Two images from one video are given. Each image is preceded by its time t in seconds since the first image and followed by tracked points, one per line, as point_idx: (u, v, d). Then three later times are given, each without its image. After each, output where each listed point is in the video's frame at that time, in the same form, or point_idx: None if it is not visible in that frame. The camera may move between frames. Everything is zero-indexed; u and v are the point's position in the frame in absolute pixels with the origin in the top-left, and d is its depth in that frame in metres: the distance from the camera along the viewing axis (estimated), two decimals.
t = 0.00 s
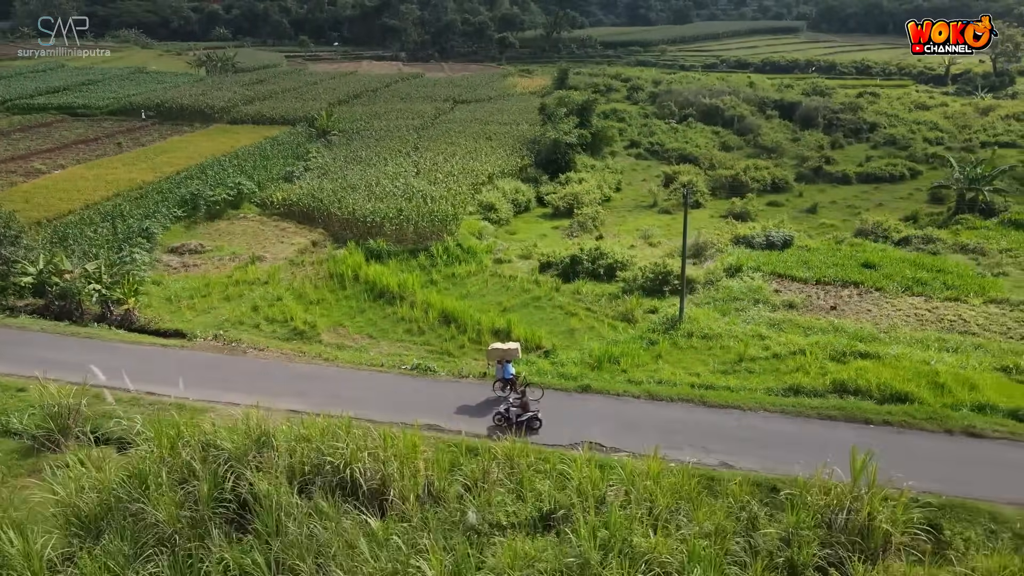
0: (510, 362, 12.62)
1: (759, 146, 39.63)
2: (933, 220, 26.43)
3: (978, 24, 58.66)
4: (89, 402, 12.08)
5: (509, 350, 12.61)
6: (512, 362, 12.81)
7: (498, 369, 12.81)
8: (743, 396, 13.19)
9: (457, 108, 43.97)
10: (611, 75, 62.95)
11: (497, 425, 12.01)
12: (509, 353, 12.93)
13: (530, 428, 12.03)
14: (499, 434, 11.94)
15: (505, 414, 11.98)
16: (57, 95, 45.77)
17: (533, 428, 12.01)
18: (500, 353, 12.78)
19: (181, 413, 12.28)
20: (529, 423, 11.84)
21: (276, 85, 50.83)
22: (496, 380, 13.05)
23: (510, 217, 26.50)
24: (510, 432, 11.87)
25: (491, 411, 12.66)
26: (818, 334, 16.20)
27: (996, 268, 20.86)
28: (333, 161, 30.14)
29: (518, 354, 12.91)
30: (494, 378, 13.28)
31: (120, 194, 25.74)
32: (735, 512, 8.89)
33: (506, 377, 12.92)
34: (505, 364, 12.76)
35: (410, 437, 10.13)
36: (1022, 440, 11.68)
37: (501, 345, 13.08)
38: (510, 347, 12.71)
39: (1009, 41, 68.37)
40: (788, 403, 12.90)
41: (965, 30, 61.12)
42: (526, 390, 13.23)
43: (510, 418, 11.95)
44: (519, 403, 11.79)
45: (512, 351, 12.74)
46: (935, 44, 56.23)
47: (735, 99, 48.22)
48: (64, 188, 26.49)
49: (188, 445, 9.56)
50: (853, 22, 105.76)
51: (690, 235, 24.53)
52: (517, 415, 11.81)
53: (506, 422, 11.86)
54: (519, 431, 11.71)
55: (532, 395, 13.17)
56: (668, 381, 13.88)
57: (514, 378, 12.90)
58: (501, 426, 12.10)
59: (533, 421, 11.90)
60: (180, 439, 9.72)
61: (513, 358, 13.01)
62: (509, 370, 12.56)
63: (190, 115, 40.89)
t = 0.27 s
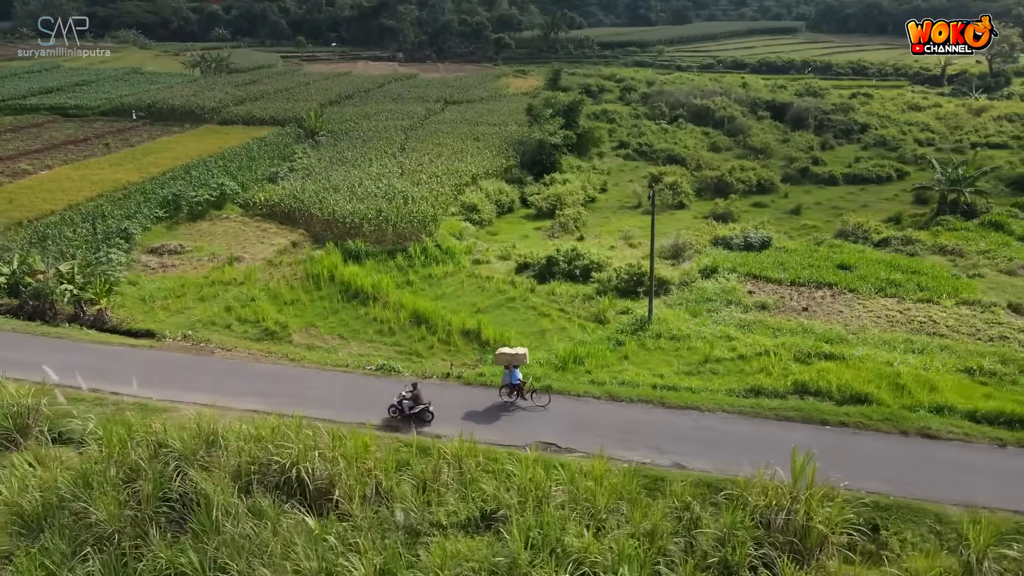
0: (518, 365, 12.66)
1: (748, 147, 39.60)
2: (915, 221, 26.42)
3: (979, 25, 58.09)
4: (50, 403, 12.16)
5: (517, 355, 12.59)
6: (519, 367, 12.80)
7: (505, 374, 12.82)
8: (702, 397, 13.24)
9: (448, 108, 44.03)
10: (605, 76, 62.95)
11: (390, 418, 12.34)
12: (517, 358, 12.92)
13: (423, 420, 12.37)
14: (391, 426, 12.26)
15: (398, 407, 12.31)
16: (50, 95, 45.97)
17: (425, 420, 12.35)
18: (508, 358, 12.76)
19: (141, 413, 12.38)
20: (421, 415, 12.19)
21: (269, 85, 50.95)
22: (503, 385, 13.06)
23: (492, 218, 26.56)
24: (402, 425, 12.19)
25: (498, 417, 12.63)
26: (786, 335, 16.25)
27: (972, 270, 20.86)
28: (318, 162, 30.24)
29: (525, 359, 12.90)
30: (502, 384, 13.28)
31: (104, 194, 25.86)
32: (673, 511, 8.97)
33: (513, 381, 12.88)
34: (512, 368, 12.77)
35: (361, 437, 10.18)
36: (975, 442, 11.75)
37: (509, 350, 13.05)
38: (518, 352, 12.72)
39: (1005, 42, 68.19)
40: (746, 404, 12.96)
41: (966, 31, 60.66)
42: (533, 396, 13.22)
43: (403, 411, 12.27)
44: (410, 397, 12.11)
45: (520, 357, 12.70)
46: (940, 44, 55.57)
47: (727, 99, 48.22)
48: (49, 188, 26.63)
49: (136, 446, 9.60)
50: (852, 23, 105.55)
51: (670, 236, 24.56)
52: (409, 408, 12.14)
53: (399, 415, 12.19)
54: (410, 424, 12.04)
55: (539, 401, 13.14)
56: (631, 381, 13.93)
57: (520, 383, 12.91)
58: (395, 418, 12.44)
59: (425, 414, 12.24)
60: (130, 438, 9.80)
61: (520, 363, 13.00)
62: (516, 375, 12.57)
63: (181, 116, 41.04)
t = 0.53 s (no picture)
0: (522, 369, 12.66)
1: (736, 147, 39.61)
2: (897, 222, 26.44)
3: (980, 24, 57.82)
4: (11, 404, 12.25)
5: (520, 359, 12.62)
6: (523, 372, 12.76)
7: (510, 379, 12.79)
8: (664, 398, 13.29)
9: (437, 109, 44.12)
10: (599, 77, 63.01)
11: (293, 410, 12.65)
12: (521, 364, 12.92)
13: (326, 413, 12.69)
14: (293, 418, 12.57)
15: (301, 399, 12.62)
16: (42, 97, 46.10)
17: (328, 412, 12.66)
18: (512, 363, 12.79)
19: (103, 413, 12.46)
20: (323, 407, 12.51)
21: (261, 87, 51.07)
22: (508, 391, 12.99)
23: (474, 219, 26.63)
24: (304, 417, 12.50)
25: (502, 423, 12.48)
26: (754, 335, 16.29)
27: (948, 270, 20.90)
28: (303, 163, 30.33)
29: (530, 364, 12.91)
30: (507, 391, 13.22)
31: (87, 195, 25.96)
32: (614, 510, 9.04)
33: (517, 387, 12.82)
34: (516, 373, 12.76)
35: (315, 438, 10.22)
36: (931, 442, 11.80)
37: (514, 357, 13.10)
38: (522, 356, 12.74)
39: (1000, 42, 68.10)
40: (705, 405, 13.00)
41: (968, 30, 60.31)
42: (539, 402, 13.10)
43: (306, 403, 12.60)
44: (313, 389, 12.44)
45: (523, 362, 12.66)
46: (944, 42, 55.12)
47: (717, 100, 48.27)
48: (33, 190, 26.74)
49: (86, 446, 9.70)
50: (850, 23, 105.46)
51: (650, 236, 24.59)
52: (312, 400, 12.45)
53: (301, 407, 12.50)
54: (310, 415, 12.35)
55: (544, 407, 13.00)
56: (593, 381, 13.99)
57: (525, 389, 12.84)
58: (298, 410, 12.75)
59: (327, 406, 12.56)
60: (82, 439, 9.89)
61: (525, 369, 12.98)
62: (520, 378, 12.54)
63: (171, 117, 41.15)
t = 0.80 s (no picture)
0: (526, 377, 12.48)
1: (723, 147, 39.63)
2: (875, 222, 26.48)
3: (979, 25, 58.07)
4: None
5: (524, 366, 12.44)
6: (526, 379, 12.57)
7: (513, 385, 12.62)
8: (620, 398, 13.36)
9: (426, 110, 44.19)
10: (590, 78, 63.06)
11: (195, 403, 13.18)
12: (524, 370, 12.71)
13: (227, 406, 13.18)
14: (195, 411, 13.08)
15: (202, 393, 13.14)
16: (32, 99, 46.23)
17: (229, 405, 13.17)
18: (516, 370, 12.61)
19: (60, 414, 12.56)
20: (223, 401, 13.01)
21: (251, 88, 51.18)
22: (511, 397, 12.84)
23: (453, 220, 26.69)
24: (205, 410, 13.01)
25: (505, 431, 12.37)
26: (719, 336, 16.36)
27: (921, 270, 20.95)
28: (286, 165, 30.42)
29: (533, 370, 12.74)
30: (509, 397, 13.08)
31: (68, 196, 26.08)
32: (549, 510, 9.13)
33: (521, 394, 12.66)
34: (520, 380, 12.56)
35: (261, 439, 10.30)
36: (880, 443, 11.89)
37: (516, 362, 12.92)
38: (525, 363, 12.54)
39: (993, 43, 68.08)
40: (660, 405, 13.07)
41: (972, 29, 60.34)
42: (541, 409, 12.97)
43: (207, 397, 13.12)
44: (212, 382, 12.98)
45: (525, 367, 12.48)
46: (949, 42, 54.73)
47: (706, 100, 48.31)
48: (14, 191, 26.87)
49: (31, 448, 9.81)
50: (846, 23, 105.40)
51: (627, 236, 24.63)
52: (211, 393, 12.98)
53: (202, 400, 13.02)
54: (210, 408, 12.87)
55: (547, 414, 12.89)
56: (551, 382, 14.06)
57: (528, 395, 12.69)
58: (201, 404, 13.26)
59: (227, 399, 13.07)
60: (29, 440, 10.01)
61: (527, 375, 12.78)
62: (523, 385, 12.38)
63: (159, 119, 41.27)
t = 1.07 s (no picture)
0: (525, 383, 12.35)
1: (707, 147, 39.65)
2: (851, 222, 26.55)
3: (979, 24, 57.89)
4: None
5: (523, 372, 12.30)
6: (525, 385, 12.45)
7: (512, 392, 12.45)
8: (574, 399, 13.42)
9: (412, 111, 44.25)
10: (580, 79, 63.06)
11: (96, 397, 13.32)
12: (523, 377, 12.58)
13: (129, 399, 13.37)
14: (95, 404, 13.25)
15: (104, 386, 13.32)
16: (19, 100, 46.27)
17: (129, 398, 13.37)
18: (514, 376, 12.46)
19: (14, 414, 12.65)
20: (124, 393, 13.22)
21: (239, 89, 51.23)
22: (510, 403, 12.70)
23: (431, 220, 26.76)
24: (105, 403, 13.19)
25: (504, 437, 12.25)
26: (681, 336, 16.43)
27: (890, 271, 21.02)
28: (266, 166, 30.48)
29: (532, 376, 12.59)
30: (508, 402, 12.95)
31: (45, 197, 26.15)
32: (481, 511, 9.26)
33: (520, 400, 12.54)
34: (519, 386, 12.43)
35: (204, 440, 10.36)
36: (827, 442, 11.97)
37: (515, 368, 12.75)
38: (524, 369, 12.40)
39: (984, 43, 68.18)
40: (613, 405, 13.13)
41: (969, 30, 60.18)
42: (541, 414, 12.87)
43: (108, 390, 13.28)
44: (112, 376, 13.14)
45: (524, 373, 12.36)
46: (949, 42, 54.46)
47: (693, 100, 48.40)
48: None
49: None
50: (841, 23, 105.49)
51: (602, 237, 24.71)
52: (112, 387, 13.16)
53: (104, 393, 13.21)
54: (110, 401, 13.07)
55: (547, 419, 12.77)
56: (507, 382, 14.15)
57: (527, 401, 12.56)
58: (103, 397, 13.44)
59: (127, 392, 13.26)
60: None
61: (527, 381, 12.64)
62: (522, 392, 12.25)
63: (145, 120, 41.34)
